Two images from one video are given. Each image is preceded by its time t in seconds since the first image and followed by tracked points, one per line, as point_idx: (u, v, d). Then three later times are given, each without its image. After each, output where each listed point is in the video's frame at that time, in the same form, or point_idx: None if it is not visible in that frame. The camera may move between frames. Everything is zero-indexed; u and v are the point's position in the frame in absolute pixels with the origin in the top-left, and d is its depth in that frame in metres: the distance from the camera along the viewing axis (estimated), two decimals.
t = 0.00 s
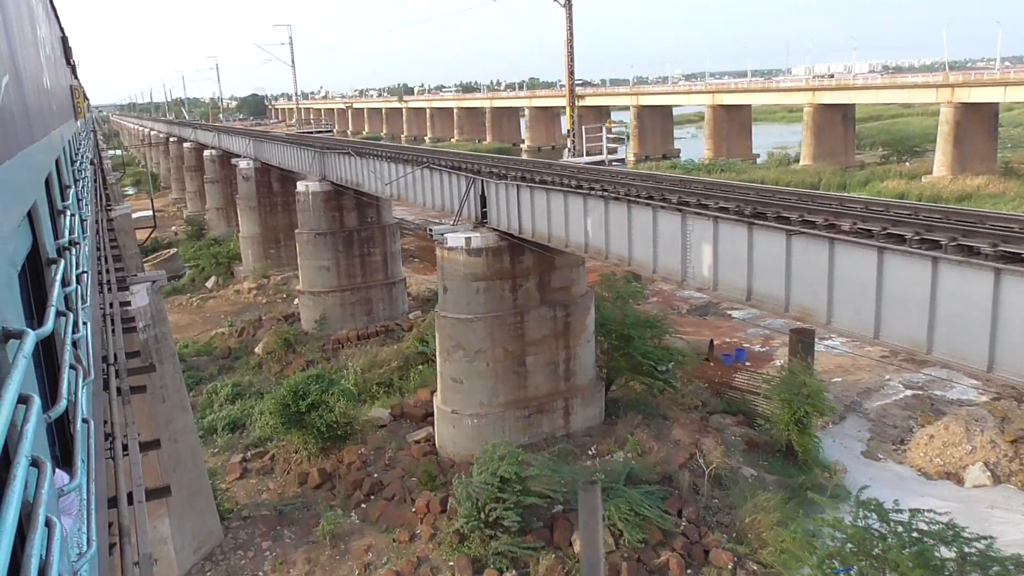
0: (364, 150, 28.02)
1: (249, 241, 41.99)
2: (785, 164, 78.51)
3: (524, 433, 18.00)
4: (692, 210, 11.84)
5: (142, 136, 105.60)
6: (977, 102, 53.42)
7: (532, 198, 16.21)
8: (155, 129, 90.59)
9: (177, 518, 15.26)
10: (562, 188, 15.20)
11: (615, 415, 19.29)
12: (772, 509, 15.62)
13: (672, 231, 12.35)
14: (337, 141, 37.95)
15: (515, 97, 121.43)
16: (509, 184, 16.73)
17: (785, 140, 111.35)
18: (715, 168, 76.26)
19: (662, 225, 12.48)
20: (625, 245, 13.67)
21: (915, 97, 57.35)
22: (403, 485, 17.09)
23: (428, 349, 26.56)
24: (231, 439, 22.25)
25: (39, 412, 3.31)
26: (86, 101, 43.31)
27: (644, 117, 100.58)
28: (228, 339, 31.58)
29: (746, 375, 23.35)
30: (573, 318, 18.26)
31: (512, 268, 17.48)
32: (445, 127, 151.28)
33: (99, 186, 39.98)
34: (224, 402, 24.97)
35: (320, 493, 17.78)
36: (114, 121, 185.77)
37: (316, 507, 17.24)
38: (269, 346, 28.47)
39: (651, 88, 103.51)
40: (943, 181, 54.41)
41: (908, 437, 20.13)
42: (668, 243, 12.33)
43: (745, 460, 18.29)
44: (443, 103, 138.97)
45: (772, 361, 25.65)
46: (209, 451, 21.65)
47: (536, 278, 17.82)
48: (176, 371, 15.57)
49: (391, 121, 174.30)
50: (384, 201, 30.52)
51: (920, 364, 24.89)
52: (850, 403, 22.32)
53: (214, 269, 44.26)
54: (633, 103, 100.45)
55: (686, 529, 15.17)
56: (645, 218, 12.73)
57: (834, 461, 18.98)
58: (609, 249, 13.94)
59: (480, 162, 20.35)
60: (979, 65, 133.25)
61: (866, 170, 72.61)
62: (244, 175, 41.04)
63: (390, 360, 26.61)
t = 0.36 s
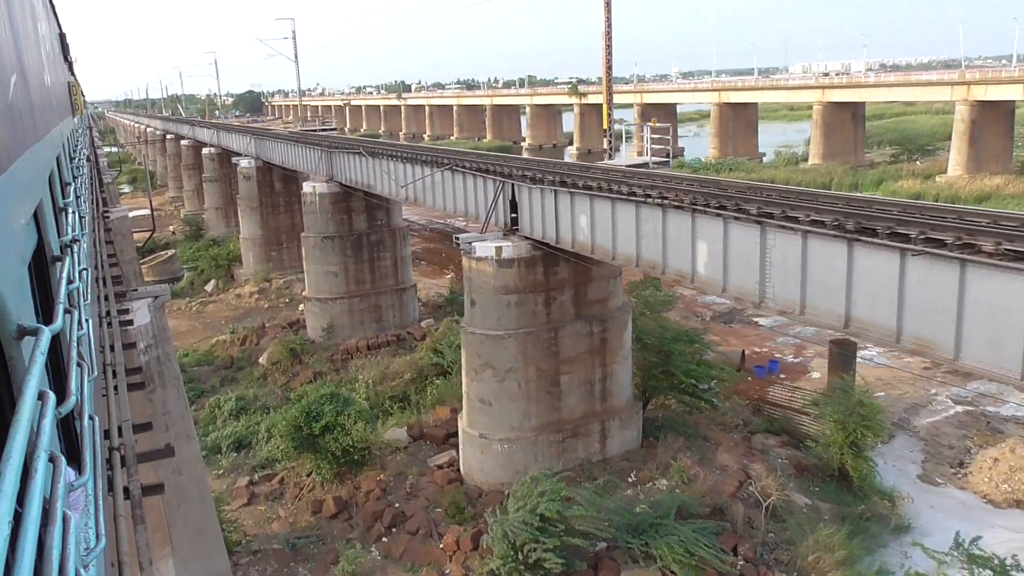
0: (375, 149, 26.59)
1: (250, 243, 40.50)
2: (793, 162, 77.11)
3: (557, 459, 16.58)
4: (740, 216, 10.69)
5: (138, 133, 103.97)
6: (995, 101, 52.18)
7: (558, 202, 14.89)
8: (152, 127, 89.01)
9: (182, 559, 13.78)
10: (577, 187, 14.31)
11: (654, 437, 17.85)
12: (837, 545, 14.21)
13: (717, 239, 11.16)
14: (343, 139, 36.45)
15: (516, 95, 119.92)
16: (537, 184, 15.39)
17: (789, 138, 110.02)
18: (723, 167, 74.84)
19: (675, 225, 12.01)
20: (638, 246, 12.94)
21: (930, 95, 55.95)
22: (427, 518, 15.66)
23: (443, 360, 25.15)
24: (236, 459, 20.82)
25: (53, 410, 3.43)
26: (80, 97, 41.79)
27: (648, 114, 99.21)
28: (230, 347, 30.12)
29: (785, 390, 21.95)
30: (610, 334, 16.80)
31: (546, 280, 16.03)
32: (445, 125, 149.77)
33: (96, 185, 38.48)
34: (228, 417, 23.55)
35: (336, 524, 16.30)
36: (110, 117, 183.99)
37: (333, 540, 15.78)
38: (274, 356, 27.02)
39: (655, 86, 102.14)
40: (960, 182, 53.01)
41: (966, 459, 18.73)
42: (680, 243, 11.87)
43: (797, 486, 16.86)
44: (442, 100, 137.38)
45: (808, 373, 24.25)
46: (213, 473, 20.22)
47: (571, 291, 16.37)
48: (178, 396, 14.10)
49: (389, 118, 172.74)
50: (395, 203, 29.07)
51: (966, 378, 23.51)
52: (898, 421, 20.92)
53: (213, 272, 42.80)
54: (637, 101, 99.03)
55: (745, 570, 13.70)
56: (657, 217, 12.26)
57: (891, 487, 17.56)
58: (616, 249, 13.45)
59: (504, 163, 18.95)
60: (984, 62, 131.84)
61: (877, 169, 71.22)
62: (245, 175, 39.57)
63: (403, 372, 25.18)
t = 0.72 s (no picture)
0: (385, 150, 25.09)
1: (248, 248, 38.97)
2: (798, 166, 75.78)
3: (594, 493, 15.19)
4: (840, 237, 9.34)
5: (130, 132, 102.08)
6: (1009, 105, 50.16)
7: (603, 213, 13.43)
8: (144, 125, 87.21)
9: None
10: (586, 191, 13.93)
11: (695, 467, 16.44)
12: None
13: (806, 263, 9.83)
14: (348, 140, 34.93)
15: (514, 95, 118.42)
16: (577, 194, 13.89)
17: (791, 140, 108.70)
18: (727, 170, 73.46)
19: (683, 230, 11.78)
20: (645, 250, 12.62)
21: (943, 97, 54.55)
22: (453, 560, 14.22)
23: (457, 376, 23.72)
24: (239, 486, 19.35)
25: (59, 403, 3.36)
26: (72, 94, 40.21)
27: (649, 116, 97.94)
28: (229, 359, 28.62)
29: (825, 413, 20.56)
30: (651, 358, 15.37)
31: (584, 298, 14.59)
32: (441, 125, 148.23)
33: (88, 186, 36.91)
34: (228, 438, 22.10)
35: (352, 563, 14.76)
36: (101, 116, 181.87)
37: None
38: (276, 370, 25.50)
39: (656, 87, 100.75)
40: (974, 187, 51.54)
41: None
42: (688, 247, 11.66)
43: (854, 522, 15.47)
44: (439, 100, 135.84)
45: (845, 392, 22.86)
46: (214, 501, 18.74)
47: (611, 309, 14.91)
48: (179, 429, 12.59)
49: (385, 118, 171.18)
50: (404, 209, 27.58)
51: (1013, 398, 22.16)
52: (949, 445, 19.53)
53: (210, 277, 41.26)
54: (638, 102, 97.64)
55: None
56: (664, 223, 12.01)
57: (953, 523, 16.17)
58: (623, 253, 13.20)
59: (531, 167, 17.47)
60: (985, 64, 130.62)
61: (884, 173, 69.92)
62: (243, 176, 38.05)
63: (414, 389, 23.73)
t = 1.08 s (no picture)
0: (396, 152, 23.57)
1: (248, 252, 37.46)
2: (806, 170, 74.41)
3: (640, 536, 13.75)
4: (978, 266, 7.88)
5: (124, 129, 100.28)
6: None
7: (662, 228, 11.95)
8: (139, 123, 85.49)
9: None
10: (640, 203, 12.48)
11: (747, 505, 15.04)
12: None
13: (927, 295, 8.37)
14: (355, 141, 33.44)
15: (514, 96, 116.96)
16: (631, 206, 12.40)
17: (794, 144, 107.38)
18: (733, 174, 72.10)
19: (763, 250, 10.33)
20: (712, 272, 11.17)
21: (959, 101, 53.12)
22: None
23: (475, 394, 22.27)
24: (243, 515, 17.89)
25: (51, 407, 3.38)
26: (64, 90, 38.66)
27: (652, 118, 96.58)
28: (230, 372, 27.10)
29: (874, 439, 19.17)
30: (704, 386, 13.93)
31: (633, 320, 13.14)
32: (439, 125, 146.71)
33: (83, 186, 35.39)
34: (230, 460, 20.63)
35: None
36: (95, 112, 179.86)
37: None
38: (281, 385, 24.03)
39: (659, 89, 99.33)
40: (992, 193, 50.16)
41: None
42: (769, 271, 10.20)
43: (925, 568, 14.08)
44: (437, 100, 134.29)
45: (889, 415, 21.48)
46: (217, 533, 17.27)
47: (661, 333, 13.48)
48: (185, 469, 11.12)
49: (382, 118, 169.54)
50: (416, 215, 26.10)
51: None
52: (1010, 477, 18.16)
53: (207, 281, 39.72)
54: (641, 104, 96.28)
55: None
56: (740, 242, 10.57)
57: None
58: (684, 274, 11.74)
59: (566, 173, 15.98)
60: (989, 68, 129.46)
61: (893, 178, 68.63)
62: (244, 177, 36.56)
63: (429, 407, 22.27)
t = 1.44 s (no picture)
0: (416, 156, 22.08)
1: (254, 258, 36.02)
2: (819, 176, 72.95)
3: None
4: None
5: (124, 128, 98.75)
6: None
7: (741, 246, 10.47)
8: (140, 122, 84.00)
9: None
10: (714, 219, 11.04)
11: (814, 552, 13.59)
12: None
13: None
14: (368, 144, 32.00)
15: (519, 97, 115.59)
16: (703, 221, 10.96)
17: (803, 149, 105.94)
18: (746, 179, 70.77)
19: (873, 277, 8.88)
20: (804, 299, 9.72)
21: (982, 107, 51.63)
22: None
23: (499, 415, 20.82)
24: (254, 549, 16.45)
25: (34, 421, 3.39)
26: (63, 88, 37.29)
27: (660, 121, 95.17)
28: (237, 386, 25.68)
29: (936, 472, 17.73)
30: (774, 423, 12.50)
31: (700, 350, 11.72)
32: (442, 127, 145.29)
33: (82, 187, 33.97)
34: (239, 485, 19.18)
35: None
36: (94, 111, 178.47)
37: None
38: (292, 403, 22.59)
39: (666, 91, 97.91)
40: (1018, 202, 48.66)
41: None
42: (881, 302, 8.75)
43: None
44: (440, 101, 132.92)
45: (944, 443, 20.04)
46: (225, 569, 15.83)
47: (729, 364, 12.06)
48: (197, 521, 9.64)
49: (384, 119, 168.14)
50: (434, 223, 24.63)
51: None
52: None
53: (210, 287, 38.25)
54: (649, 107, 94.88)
55: None
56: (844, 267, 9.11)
57: None
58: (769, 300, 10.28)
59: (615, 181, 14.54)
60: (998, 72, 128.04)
61: (908, 184, 67.30)
62: (250, 180, 35.16)
63: (450, 429, 20.83)
